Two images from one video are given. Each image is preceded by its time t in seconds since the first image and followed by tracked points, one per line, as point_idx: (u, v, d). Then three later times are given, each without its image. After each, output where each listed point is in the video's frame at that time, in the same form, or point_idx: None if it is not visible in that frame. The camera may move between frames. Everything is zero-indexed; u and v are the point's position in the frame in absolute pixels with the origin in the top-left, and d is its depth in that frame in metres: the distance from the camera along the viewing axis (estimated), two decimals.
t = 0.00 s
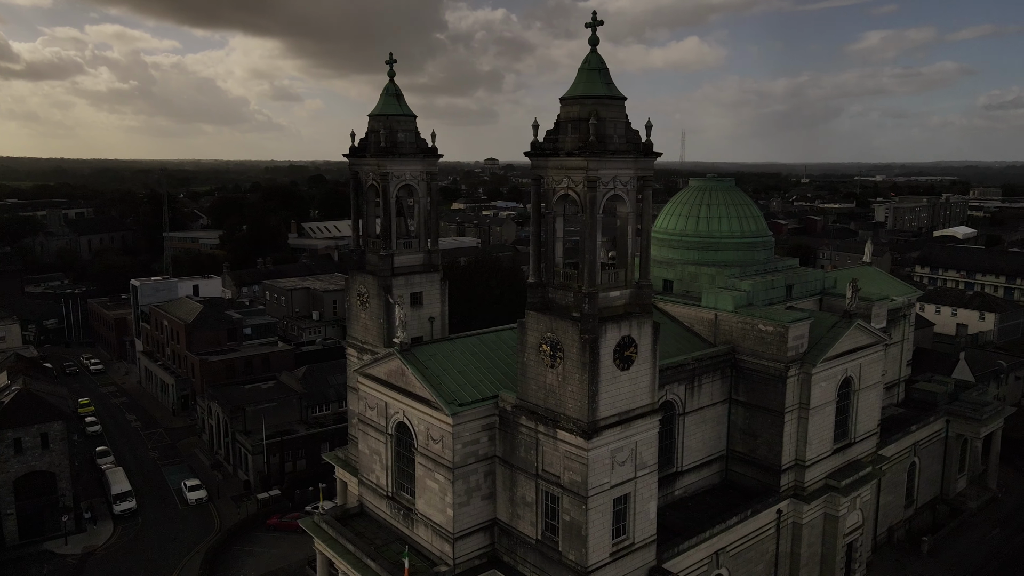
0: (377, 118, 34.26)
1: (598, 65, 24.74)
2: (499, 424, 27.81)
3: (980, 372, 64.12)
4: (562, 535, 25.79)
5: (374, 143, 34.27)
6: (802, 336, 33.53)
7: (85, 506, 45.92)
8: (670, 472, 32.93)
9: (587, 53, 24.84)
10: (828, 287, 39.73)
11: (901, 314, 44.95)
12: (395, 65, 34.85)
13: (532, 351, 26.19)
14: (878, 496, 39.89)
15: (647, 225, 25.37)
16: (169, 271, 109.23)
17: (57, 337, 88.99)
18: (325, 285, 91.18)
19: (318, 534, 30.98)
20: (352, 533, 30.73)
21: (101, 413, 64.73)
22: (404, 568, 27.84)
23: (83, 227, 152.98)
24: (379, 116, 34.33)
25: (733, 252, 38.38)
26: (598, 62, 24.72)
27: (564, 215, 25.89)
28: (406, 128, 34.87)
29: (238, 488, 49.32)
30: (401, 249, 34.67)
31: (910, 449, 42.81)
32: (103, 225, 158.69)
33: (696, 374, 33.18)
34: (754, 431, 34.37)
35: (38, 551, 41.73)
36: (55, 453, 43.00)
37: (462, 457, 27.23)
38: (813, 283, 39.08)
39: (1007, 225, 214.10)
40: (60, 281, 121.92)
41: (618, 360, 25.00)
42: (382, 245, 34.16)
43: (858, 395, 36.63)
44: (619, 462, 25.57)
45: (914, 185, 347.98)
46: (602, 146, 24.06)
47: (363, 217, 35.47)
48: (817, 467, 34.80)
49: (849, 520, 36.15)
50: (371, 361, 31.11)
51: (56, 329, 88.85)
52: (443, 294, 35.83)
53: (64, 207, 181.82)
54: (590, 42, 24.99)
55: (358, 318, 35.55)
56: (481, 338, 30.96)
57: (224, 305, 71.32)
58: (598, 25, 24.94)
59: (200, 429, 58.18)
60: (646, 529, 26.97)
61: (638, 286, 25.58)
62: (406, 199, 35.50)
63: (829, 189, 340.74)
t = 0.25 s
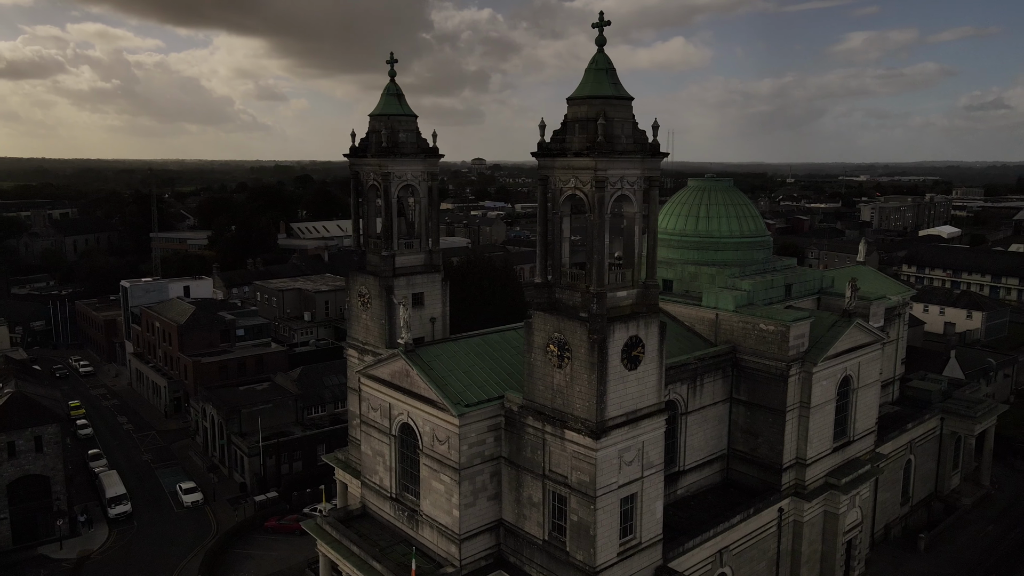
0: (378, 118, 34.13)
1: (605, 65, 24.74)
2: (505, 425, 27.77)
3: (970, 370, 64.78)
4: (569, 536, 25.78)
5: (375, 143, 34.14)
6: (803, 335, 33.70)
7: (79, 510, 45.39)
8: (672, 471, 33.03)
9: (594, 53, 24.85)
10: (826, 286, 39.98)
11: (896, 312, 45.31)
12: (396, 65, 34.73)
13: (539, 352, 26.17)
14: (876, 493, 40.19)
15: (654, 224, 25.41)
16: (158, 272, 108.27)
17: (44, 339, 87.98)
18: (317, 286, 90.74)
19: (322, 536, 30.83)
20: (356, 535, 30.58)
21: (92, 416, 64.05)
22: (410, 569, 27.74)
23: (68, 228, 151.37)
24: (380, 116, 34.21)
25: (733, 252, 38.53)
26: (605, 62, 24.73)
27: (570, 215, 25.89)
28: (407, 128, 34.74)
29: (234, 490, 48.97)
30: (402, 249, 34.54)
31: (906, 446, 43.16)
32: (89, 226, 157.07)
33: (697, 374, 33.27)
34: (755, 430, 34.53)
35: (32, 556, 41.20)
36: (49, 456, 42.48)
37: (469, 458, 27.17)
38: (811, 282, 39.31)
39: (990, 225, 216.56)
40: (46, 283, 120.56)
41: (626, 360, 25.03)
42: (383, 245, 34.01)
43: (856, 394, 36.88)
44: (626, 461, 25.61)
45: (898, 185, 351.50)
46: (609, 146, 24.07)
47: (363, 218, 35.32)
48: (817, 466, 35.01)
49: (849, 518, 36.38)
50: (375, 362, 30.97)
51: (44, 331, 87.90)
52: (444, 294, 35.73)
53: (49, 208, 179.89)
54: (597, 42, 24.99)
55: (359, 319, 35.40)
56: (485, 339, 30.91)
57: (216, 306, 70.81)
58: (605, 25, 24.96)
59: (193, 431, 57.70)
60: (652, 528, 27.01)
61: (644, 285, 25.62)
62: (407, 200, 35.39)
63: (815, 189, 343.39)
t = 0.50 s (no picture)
0: (380, 118, 34.02)
1: (612, 64, 24.74)
2: (512, 425, 27.74)
3: (961, 368, 65.42)
4: (577, 535, 25.79)
5: (377, 142, 34.00)
6: (804, 334, 33.89)
7: (74, 513, 44.91)
8: (675, 469, 33.13)
9: (602, 53, 24.84)
10: (824, 285, 40.24)
11: (892, 311, 45.65)
12: (397, 64, 34.60)
13: (546, 351, 26.16)
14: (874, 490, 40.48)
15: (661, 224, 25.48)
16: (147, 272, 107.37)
17: (33, 340, 87.04)
18: (309, 286, 90.28)
19: (326, 538, 30.68)
20: (360, 536, 30.44)
21: (84, 418, 63.41)
22: (416, 570, 27.64)
23: (54, 228, 149.79)
24: (382, 115, 34.10)
25: (733, 251, 38.72)
26: (613, 61, 24.73)
27: (577, 215, 25.91)
28: (408, 127, 34.62)
29: (231, 492, 48.63)
30: (404, 249, 34.42)
31: (903, 444, 43.50)
32: (75, 226, 155.47)
33: (700, 373, 33.37)
34: (757, 428, 34.70)
35: (27, 560, 40.73)
36: (44, 459, 42.02)
37: (475, 458, 27.11)
38: (809, 281, 39.55)
39: (974, 224, 218.92)
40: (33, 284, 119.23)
41: (634, 359, 25.06)
42: (385, 245, 33.89)
43: (855, 392, 37.13)
44: (634, 460, 25.65)
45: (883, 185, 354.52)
46: (618, 146, 24.08)
47: (365, 217, 35.17)
48: (818, 463, 35.23)
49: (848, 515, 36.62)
50: (378, 362, 30.86)
51: (32, 332, 86.97)
52: (446, 294, 35.64)
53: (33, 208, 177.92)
54: (604, 42, 24.99)
55: (360, 319, 35.27)
56: (489, 339, 30.87)
57: (209, 307, 70.29)
58: (612, 25, 24.98)
59: (188, 433, 57.26)
60: (659, 527, 27.07)
61: (651, 284, 25.65)
62: (409, 199, 35.28)
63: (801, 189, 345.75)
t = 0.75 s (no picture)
0: (382, 118, 33.93)
1: (620, 63, 24.80)
2: (519, 424, 27.70)
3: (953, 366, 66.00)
4: (586, 534, 25.79)
5: (379, 141, 33.90)
6: (806, 332, 34.07)
7: (69, 517, 44.45)
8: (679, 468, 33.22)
9: (610, 52, 24.90)
10: (823, 284, 40.47)
11: (888, 309, 45.99)
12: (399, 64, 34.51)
13: (554, 351, 26.14)
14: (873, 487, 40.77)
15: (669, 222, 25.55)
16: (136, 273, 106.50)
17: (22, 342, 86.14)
18: (301, 287, 89.86)
19: (331, 539, 30.54)
20: (365, 537, 30.31)
21: (76, 420, 62.81)
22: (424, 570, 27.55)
23: (40, 229, 148.30)
24: (385, 114, 34.02)
25: (732, 250, 38.88)
26: (621, 60, 24.79)
27: (585, 214, 25.91)
28: (410, 127, 34.54)
29: (228, 494, 48.31)
30: (406, 249, 34.28)
31: (900, 441, 43.85)
32: (61, 227, 153.96)
33: (703, 371, 33.47)
34: (759, 426, 34.86)
35: (22, 564, 40.27)
36: (40, 461, 41.58)
37: (483, 458, 27.06)
38: (808, 280, 39.75)
39: (959, 223, 221.00)
40: (20, 285, 118.00)
41: (643, 358, 25.10)
42: (387, 245, 33.74)
43: (855, 389, 37.37)
44: (643, 459, 25.68)
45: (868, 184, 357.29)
46: (627, 145, 24.12)
47: (367, 217, 35.03)
48: (819, 461, 35.44)
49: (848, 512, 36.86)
50: (383, 362, 30.74)
51: (21, 334, 86.07)
52: (448, 294, 35.52)
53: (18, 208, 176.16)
54: (611, 41, 25.03)
55: (362, 319, 35.12)
56: (494, 338, 30.83)
57: (202, 307, 69.82)
58: (619, 24, 25.02)
59: (182, 434, 56.81)
60: (666, 525, 27.12)
61: (659, 283, 25.69)
62: (411, 199, 35.17)
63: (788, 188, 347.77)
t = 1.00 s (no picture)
0: (385, 117, 33.81)
1: (629, 63, 24.84)
2: (526, 424, 27.67)
3: (945, 364, 66.54)
4: (595, 534, 25.81)
5: (381, 141, 33.77)
6: (807, 331, 34.23)
7: (65, 520, 43.96)
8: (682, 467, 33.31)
9: (618, 51, 24.93)
10: (822, 283, 40.69)
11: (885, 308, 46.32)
12: (401, 63, 34.40)
13: (563, 350, 26.16)
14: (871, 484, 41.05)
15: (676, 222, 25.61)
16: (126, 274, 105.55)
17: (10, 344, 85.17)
18: (294, 287, 89.42)
19: (336, 540, 30.40)
20: (371, 538, 30.20)
21: (68, 422, 62.15)
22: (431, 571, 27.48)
23: (26, 230, 146.62)
24: (387, 114, 33.91)
25: (733, 249, 39.02)
26: (629, 60, 24.82)
27: (593, 214, 25.94)
28: (413, 126, 34.43)
29: (225, 496, 47.99)
30: (409, 249, 34.15)
31: (897, 439, 44.16)
32: (47, 228, 152.30)
33: (706, 370, 33.57)
34: (761, 425, 35.01)
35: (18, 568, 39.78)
36: (35, 464, 41.10)
37: (490, 458, 27.01)
38: (808, 278, 39.95)
39: (945, 223, 223.00)
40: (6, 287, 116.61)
41: (651, 357, 25.14)
42: (390, 244, 33.60)
43: (854, 387, 37.61)
44: (651, 458, 25.72)
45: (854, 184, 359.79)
46: (636, 144, 24.14)
47: (369, 217, 34.91)
48: (820, 459, 35.64)
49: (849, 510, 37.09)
50: (387, 362, 30.62)
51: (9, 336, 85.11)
52: (451, 294, 35.42)
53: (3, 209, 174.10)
54: (619, 40, 25.05)
55: (364, 319, 34.99)
56: (499, 338, 30.82)
57: (196, 308, 69.32)
58: (627, 23, 25.03)
59: (177, 436, 56.36)
60: (673, 524, 27.18)
61: (667, 283, 25.74)
62: (413, 198, 35.06)
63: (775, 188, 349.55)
